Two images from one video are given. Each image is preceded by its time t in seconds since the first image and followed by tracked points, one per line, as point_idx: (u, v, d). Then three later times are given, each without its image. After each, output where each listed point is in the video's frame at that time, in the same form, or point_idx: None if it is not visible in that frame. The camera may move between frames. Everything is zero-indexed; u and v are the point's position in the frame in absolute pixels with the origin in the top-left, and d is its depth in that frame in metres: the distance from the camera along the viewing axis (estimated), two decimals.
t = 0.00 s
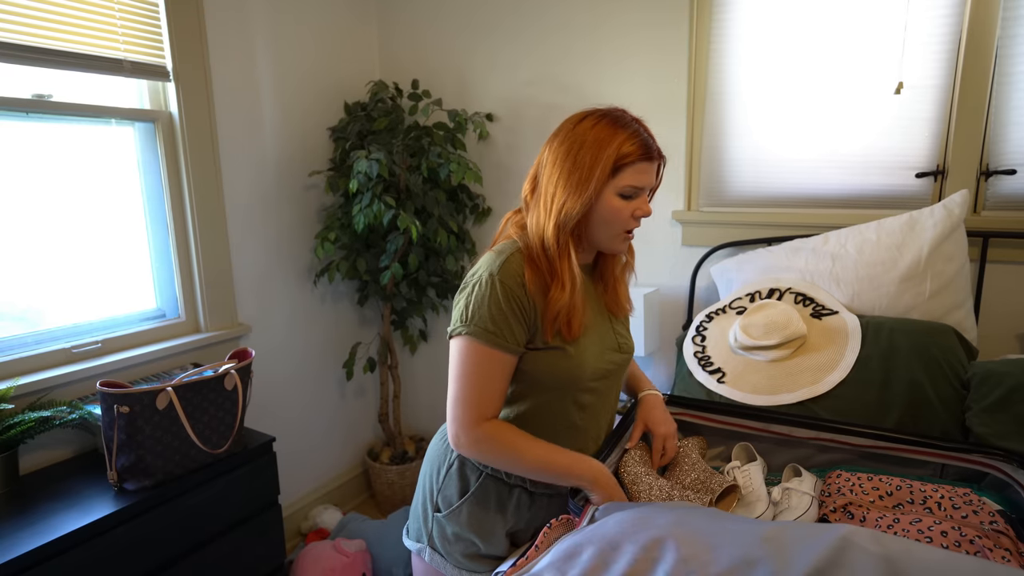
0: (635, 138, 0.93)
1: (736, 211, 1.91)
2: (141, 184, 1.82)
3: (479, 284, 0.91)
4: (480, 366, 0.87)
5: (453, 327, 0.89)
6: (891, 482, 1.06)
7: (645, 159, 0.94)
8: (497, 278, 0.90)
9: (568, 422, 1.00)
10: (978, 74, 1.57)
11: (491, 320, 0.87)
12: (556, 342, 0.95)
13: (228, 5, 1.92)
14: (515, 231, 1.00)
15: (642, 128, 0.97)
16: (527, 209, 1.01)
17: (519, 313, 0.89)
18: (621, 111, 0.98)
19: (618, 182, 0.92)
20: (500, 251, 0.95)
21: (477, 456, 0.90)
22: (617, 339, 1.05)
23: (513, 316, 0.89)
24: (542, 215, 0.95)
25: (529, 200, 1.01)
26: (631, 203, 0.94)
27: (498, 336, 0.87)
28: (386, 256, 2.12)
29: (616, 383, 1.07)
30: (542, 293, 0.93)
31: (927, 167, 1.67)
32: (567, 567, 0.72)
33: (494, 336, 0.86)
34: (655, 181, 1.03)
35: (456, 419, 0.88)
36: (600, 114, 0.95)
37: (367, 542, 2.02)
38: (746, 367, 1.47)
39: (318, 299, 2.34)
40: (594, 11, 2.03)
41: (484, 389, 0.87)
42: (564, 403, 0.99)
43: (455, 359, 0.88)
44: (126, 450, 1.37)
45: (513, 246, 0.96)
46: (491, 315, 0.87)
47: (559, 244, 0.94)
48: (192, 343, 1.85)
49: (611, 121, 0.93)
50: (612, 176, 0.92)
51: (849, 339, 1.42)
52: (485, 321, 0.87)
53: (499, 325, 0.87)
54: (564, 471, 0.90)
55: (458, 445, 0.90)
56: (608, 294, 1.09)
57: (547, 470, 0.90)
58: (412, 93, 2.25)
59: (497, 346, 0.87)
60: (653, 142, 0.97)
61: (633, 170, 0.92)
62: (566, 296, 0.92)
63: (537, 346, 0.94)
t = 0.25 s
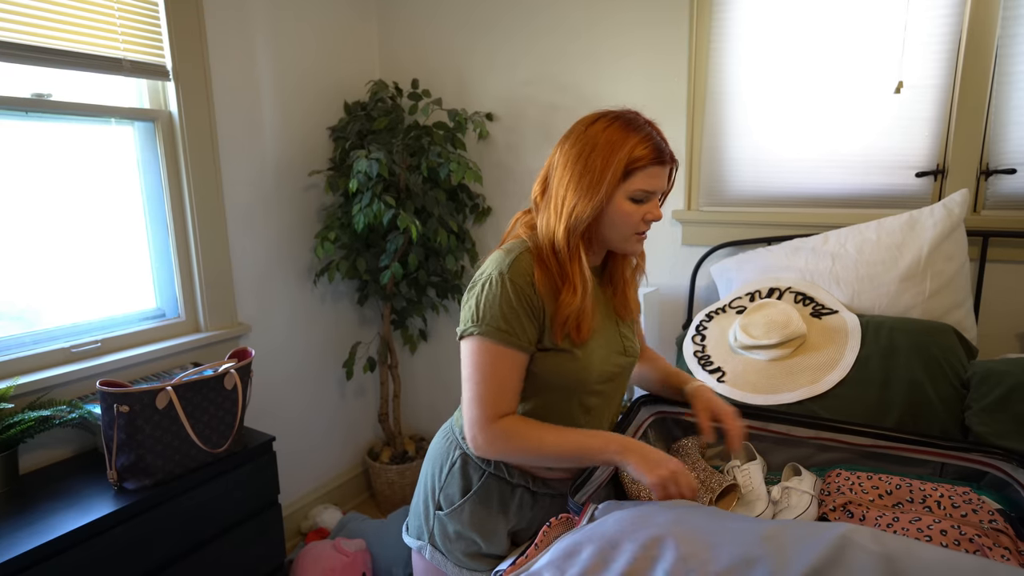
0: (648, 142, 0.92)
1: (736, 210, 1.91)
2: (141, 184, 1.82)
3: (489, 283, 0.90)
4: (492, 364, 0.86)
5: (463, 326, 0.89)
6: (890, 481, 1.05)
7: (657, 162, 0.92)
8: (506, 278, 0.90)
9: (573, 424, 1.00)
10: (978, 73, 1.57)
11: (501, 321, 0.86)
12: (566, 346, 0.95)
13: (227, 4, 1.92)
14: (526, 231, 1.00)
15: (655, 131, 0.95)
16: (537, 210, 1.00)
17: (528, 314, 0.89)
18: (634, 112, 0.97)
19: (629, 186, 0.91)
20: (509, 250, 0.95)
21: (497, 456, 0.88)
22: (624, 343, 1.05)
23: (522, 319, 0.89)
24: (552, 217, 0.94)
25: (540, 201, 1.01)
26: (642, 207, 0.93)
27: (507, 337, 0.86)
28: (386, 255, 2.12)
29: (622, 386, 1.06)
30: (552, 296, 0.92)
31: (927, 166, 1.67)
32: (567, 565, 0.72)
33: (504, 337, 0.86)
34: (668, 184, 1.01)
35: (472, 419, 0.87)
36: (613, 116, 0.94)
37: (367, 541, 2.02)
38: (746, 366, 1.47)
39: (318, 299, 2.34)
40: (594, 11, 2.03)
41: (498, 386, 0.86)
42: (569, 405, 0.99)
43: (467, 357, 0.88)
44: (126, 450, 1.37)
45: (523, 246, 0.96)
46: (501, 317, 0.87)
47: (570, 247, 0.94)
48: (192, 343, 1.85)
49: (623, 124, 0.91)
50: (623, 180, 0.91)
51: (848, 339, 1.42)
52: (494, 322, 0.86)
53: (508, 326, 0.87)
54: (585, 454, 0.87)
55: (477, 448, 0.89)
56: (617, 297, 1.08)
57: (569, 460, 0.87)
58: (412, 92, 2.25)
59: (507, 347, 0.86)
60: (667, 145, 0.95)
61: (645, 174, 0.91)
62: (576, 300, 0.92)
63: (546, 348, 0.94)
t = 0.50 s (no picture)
0: (653, 138, 0.91)
1: (736, 209, 1.91)
2: (140, 183, 1.81)
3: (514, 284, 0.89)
4: (536, 364, 0.86)
5: (490, 332, 0.88)
6: (891, 479, 1.05)
7: (663, 159, 0.91)
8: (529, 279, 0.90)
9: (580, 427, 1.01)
10: (979, 71, 1.56)
11: (524, 323, 0.86)
12: (579, 345, 0.94)
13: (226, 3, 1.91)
14: (534, 232, 1.00)
15: (661, 127, 0.95)
16: (545, 211, 1.00)
17: (551, 315, 0.89)
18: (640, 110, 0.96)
19: (635, 183, 0.91)
20: (520, 250, 0.94)
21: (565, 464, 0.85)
22: (631, 347, 1.04)
23: (548, 318, 0.89)
24: (559, 217, 0.94)
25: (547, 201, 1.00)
26: (648, 204, 0.93)
27: (534, 338, 0.86)
28: (386, 254, 2.12)
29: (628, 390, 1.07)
30: (564, 295, 0.92)
31: (927, 165, 1.67)
32: (567, 563, 0.71)
33: (531, 338, 0.86)
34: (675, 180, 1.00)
35: (530, 427, 0.85)
36: (618, 113, 0.93)
37: (366, 540, 2.02)
38: (746, 365, 1.46)
39: (318, 298, 2.34)
40: (594, 10, 2.03)
41: (546, 387, 0.85)
42: (578, 407, 1.00)
43: (508, 362, 0.86)
44: (125, 449, 1.37)
45: (533, 246, 0.95)
46: (523, 318, 0.86)
47: (577, 246, 0.93)
48: (191, 342, 1.85)
49: (627, 120, 0.91)
50: (628, 177, 0.90)
51: (848, 337, 1.42)
52: (526, 324, 0.86)
53: (534, 327, 0.86)
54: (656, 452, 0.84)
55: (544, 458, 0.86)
56: (627, 299, 1.04)
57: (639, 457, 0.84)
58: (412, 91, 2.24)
59: (535, 350, 0.86)
60: (673, 140, 0.95)
61: (650, 170, 0.90)
62: (588, 299, 0.91)
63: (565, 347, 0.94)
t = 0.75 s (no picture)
0: (663, 135, 0.90)
1: (735, 205, 1.90)
2: (135, 180, 1.80)
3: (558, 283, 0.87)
4: (601, 364, 0.83)
5: (534, 335, 0.84)
6: (891, 476, 1.05)
7: (674, 156, 0.90)
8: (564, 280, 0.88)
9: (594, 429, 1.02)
10: (979, 66, 1.55)
11: (569, 324, 0.83)
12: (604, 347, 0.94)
13: None
14: (546, 233, 0.98)
15: (670, 123, 0.94)
16: (556, 213, 0.99)
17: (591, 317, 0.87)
18: (648, 105, 0.95)
19: (648, 182, 0.90)
20: (539, 252, 0.92)
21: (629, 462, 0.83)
22: (637, 349, 1.07)
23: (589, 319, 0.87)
24: (572, 218, 0.93)
25: (558, 202, 0.99)
26: (662, 202, 0.92)
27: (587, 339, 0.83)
28: (383, 252, 2.11)
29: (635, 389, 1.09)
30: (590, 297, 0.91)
31: (927, 161, 1.66)
32: (564, 563, 0.71)
33: (582, 338, 0.83)
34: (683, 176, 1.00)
35: (604, 425, 0.82)
36: (626, 111, 0.92)
37: (365, 539, 2.01)
38: (745, 362, 1.46)
39: (315, 295, 2.33)
40: (592, 5, 2.02)
41: (622, 393, 0.82)
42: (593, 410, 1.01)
43: (573, 360, 0.82)
44: (121, 448, 1.36)
45: (549, 248, 0.94)
46: (567, 319, 0.84)
47: (593, 248, 0.93)
48: (188, 340, 1.84)
49: (637, 118, 0.90)
50: (639, 176, 0.89)
51: (848, 334, 1.41)
52: (576, 325, 0.84)
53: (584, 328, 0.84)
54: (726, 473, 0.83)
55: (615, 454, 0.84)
56: (639, 302, 1.07)
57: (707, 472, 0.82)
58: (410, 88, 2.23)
59: (589, 351, 0.83)
60: (682, 136, 0.94)
61: (662, 168, 0.89)
62: (609, 302, 0.91)
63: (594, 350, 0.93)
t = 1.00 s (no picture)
0: (663, 122, 0.88)
1: (734, 197, 1.88)
2: (124, 174, 1.77)
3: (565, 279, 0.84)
4: (605, 356, 0.80)
5: (537, 332, 0.82)
6: (894, 473, 1.03)
7: (676, 143, 0.88)
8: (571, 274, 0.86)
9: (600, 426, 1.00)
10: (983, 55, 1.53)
11: (575, 321, 0.81)
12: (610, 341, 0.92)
13: None
14: (547, 227, 0.96)
15: (670, 111, 0.91)
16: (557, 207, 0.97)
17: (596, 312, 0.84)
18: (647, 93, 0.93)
19: (650, 170, 0.87)
20: (542, 245, 0.90)
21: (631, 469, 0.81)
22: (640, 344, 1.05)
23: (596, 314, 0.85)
24: (574, 211, 0.91)
25: (559, 195, 0.98)
26: (664, 191, 0.90)
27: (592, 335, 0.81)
28: (378, 246, 2.08)
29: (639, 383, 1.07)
30: (597, 291, 0.89)
31: (929, 152, 1.64)
32: (562, 569, 0.68)
33: (591, 332, 0.81)
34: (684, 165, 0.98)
35: (604, 425, 0.79)
36: (624, 99, 0.89)
37: (361, 536, 2.00)
38: (745, 356, 1.44)
39: (310, 290, 2.30)
40: None
41: (625, 393, 0.79)
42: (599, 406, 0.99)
43: (574, 356, 0.79)
44: (111, 447, 1.34)
45: (552, 241, 0.92)
46: (574, 313, 0.82)
47: (595, 240, 0.90)
48: (180, 337, 1.81)
49: (636, 106, 0.87)
50: (640, 166, 0.87)
51: (849, 327, 1.39)
52: (581, 319, 0.81)
53: (588, 325, 0.81)
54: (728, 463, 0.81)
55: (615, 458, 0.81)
56: (642, 295, 1.07)
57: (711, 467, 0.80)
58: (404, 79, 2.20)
59: (593, 348, 0.80)
60: (683, 123, 0.91)
61: (664, 156, 0.87)
62: (614, 296, 0.89)
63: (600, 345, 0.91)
